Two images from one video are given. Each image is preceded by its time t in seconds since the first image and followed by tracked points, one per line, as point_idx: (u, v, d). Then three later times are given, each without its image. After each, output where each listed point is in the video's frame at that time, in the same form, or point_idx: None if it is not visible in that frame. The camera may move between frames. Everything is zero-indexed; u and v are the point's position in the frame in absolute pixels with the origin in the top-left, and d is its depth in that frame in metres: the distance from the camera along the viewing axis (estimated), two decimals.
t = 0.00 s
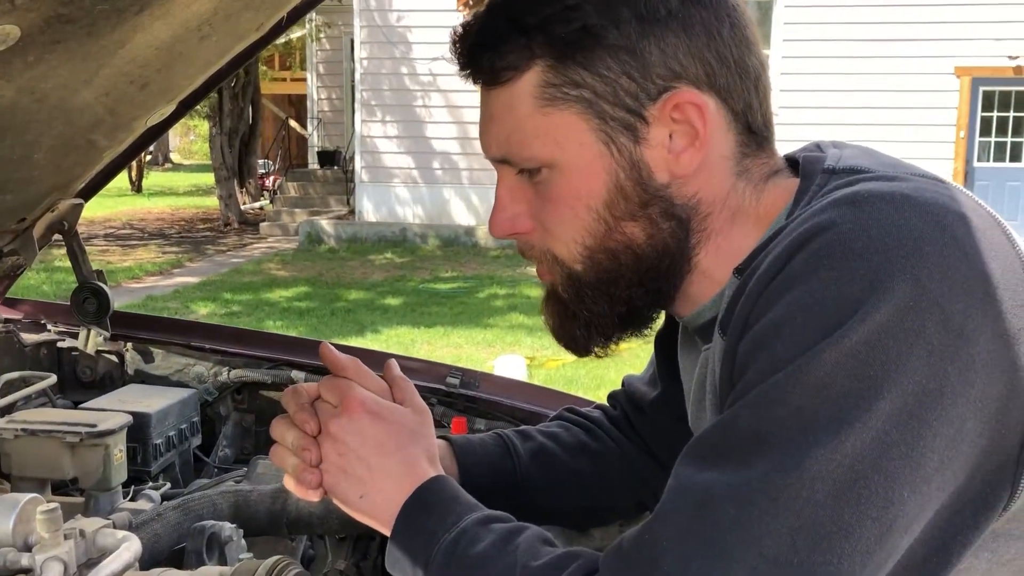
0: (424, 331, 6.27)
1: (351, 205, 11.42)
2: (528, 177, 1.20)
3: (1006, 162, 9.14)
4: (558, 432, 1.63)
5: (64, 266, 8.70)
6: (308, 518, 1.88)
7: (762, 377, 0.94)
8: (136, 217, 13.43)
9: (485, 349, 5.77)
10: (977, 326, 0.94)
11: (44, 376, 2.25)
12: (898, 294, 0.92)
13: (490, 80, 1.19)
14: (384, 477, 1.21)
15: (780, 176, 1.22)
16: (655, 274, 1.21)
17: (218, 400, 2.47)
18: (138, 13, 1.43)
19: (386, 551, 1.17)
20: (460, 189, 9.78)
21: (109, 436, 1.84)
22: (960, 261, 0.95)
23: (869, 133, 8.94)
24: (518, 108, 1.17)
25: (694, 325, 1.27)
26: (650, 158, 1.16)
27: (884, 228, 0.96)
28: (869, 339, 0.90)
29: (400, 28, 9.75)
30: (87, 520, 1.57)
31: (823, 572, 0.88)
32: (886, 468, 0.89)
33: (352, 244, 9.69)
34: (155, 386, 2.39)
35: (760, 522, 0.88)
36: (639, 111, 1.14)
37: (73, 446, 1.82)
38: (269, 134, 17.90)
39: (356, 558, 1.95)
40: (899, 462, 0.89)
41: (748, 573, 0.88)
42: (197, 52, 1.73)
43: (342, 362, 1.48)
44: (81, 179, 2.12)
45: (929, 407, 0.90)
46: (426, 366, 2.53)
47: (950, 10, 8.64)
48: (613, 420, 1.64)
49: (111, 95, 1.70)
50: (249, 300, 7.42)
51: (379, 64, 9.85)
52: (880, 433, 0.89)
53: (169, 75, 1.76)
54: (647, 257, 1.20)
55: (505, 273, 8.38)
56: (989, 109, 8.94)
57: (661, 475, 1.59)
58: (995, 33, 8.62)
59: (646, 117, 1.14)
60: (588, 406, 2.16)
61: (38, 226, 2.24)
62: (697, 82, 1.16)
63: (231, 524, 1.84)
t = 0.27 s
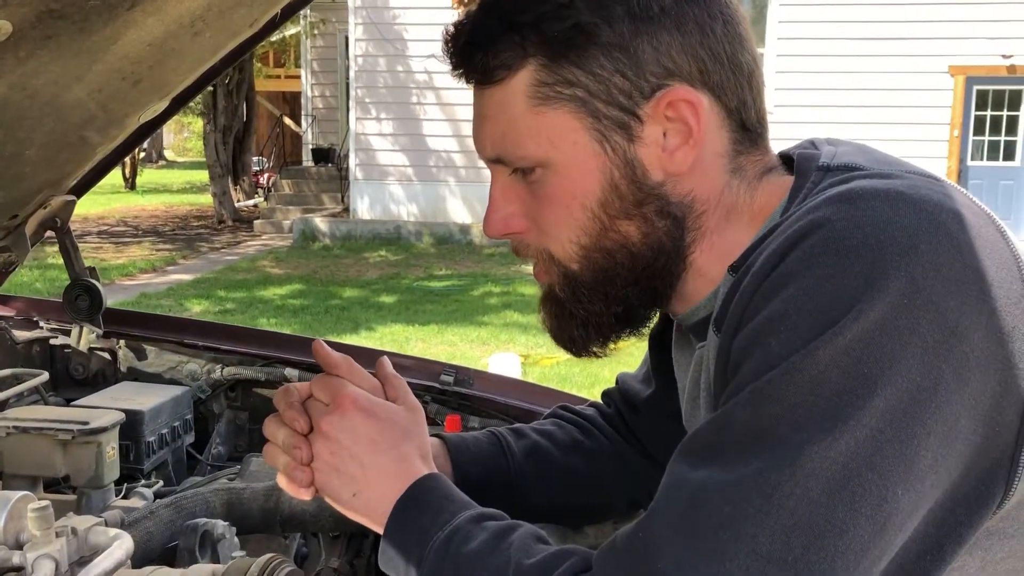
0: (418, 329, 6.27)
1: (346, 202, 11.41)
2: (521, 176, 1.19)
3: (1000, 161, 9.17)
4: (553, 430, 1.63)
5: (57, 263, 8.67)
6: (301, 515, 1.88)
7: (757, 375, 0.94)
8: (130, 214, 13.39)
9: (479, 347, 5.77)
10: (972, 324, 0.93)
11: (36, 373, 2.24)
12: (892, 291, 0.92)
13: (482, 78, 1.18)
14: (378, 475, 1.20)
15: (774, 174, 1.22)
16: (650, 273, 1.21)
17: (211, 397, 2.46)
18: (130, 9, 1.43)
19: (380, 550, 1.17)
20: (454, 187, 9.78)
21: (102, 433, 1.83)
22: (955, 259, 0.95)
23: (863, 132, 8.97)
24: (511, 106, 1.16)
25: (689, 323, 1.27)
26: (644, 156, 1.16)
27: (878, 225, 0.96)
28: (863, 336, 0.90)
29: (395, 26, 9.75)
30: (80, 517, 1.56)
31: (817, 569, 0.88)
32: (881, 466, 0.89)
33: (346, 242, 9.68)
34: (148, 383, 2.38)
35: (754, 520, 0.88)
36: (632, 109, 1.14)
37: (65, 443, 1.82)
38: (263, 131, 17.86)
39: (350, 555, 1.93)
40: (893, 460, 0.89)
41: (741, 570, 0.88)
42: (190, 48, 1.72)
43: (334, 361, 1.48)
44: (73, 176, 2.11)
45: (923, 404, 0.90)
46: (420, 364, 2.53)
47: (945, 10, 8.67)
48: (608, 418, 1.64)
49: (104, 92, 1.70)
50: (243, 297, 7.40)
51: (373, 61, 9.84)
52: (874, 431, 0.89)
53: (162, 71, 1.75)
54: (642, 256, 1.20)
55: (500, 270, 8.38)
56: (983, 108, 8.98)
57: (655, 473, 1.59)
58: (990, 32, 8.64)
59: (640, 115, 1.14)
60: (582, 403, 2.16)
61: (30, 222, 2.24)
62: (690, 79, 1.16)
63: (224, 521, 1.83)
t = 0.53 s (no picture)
0: (415, 326, 6.26)
1: (342, 199, 11.40)
2: (516, 169, 1.19)
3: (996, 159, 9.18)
4: (550, 427, 1.63)
5: (52, 259, 8.65)
6: (296, 512, 1.87)
7: (755, 370, 0.94)
8: (126, 210, 13.36)
9: (476, 344, 5.77)
10: (971, 320, 0.93)
11: (30, 368, 2.23)
12: (891, 287, 0.91)
13: (479, 70, 1.18)
14: (372, 470, 1.20)
15: (772, 170, 1.21)
16: (647, 268, 1.21)
17: (207, 393, 2.45)
18: (125, 3, 1.43)
19: (375, 546, 1.16)
20: (451, 184, 9.77)
21: (97, 429, 1.82)
22: (954, 254, 0.95)
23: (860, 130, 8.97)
24: (507, 98, 1.15)
25: (686, 320, 1.26)
26: (640, 150, 1.15)
27: (877, 221, 0.96)
28: (862, 332, 0.90)
29: (392, 22, 9.73)
30: (74, 513, 1.55)
31: (815, 566, 0.87)
32: (879, 462, 0.88)
33: (343, 238, 9.67)
34: (143, 379, 2.37)
35: (752, 516, 0.88)
36: (629, 103, 1.13)
37: (59, 438, 1.81)
38: (259, 128, 17.83)
39: (345, 552, 1.93)
40: (891, 457, 0.89)
41: (739, 567, 0.87)
42: (186, 43, 1.71)
43: (331, 355, 1.47)
44: (68, 170, 2.10)
45: (922, 401, 0.90)
46: (416, 360, 2.52)
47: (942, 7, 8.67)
48: (604, 414, 1.63)
49: (99, 86, 1.69)
50: (239, 294, 7.39)
51: (371, 58, 9.82)
52: (872, 427, 0.88)
53: (157, 66, 1.74)
54: (638, 251, 1.19)
55: (496, 267, 8.38)
56: (980, 106, 8.98)
57: (652, 470, 1.59)
58: (987, 30, 8.65)
59: (637, 109, 1.14)
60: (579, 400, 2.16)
61: (25, 217, 2.23)
62: (687, 73, 1.15)
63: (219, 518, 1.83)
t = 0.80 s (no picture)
0: (413, 325, 6.26)
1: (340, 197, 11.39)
2: (514, 162, 1.19)
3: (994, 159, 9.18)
4: (548, 425, 1.63)
5: (50, 257, 8.65)
6: (295, 509, 1.87)
7: (752, 367, 0.94)
8: (124, 208, 13.34)
9: (473, 343, 5.77)
10: (967, 319, 0.94)
11: (28, 366, 2.23)
12: (889, 284, 0.92)
13: (479, 64, 1.18)
14: (369, 466, 1.20)
15: (769, 168, 1.22)
16: (642, 265, 1.21)
17: (205, 391, 2.46)
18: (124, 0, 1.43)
19: (373, 541, 1.17)
20: (450, 183, 9.77)
21: (95, 426, 1.82)
22: (951, 252, 0.95)
23: (859, 130, 8.97)
24: (506, 92, 1.16)
25: (684, 318, 1.27)
26: (638, 147, 1.16)
27: (875, 219, 0.96)
28: (859, 330, 0.90)
29: (391, 21, 9.72)
30: (72, 510, 1.55)
31: (812, 563, 0.88)
32: (876, 459, 0.89)
33: (341, 237, 9.66)
34: (141, 377, 2.37)
35: (748, 513, 0.88)
36: (627, 100, 1.13)
37: (57, 436, 1.81)
38: (257, 126, 17.81)
39: (343, 550, 1.92)
40: (888, 454, 0.89)
41: (736, 564, 0.88)
42: (185, 41, 1.71)
43: (329, 352, 1.47)
44: (66, 168, 2.10)
45: (918, 398, 0.90)
46: (415, 358, 2.52)
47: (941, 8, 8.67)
48: (603, 412, 1.64)
49: (98, 83, 1.69)
50: (236, 292, 7.38)
51: (369, 56, 9.81)
52: (869, 425, 0.89)
53: (156, 63, 1.74)
54: (634, 247, 1.20)
55: (494, 266, 8.37)
56: (978, 107, 8.98)
57: (650, 468, 1.59)
58: (985, 30, 8.65)
59: (635, 106, 1.14)
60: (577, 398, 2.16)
61: (23, 215, 2.23)
62: (686, 72, 1.16)
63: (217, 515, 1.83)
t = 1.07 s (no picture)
0: (411, 327, 6.26)
1: (339, 200, 11.40)
2: (515, 170, 1.19)
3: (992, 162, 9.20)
4: (546, 427, 1.63)
5: (48, 259, 8.64)
6: (291, 511, 1.88)
7: (747, 369, 0.95)
8: (122, 210, 13.33)
9: (471, 345, 5.77)
10: (961, 321, 0.94)
11: (26, 368, 2.23)
12: (882, 287, 0.92)
13: (479, 72, 1.18)
14: (366, 469, 1.20)
15: (767, 173, 1.22)
16: (643, 270, 1.21)
17: (202, 393, 2.46)
18: (122, 3, 1.43)
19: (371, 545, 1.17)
20: (448, 185, 9.77)
21: (92, 428, 1.83)
22: (944, 254, 0.95)
23: (856, 133, 8.98)
24: (506, 99, 1.16)
25: (681, 321, 1.28)
26: (637, 154, 1.16)
27: (868, 221, 0.96)
28: (852, 333, 0.90)
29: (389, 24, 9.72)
30: (69, 512, 1.55)
31: (807, 565, 0.88)
32: (870, 461, 0.89)
33: (339, 239, 9.67)
34: (139, 378, 2.37)
35: (743, 515, 0.88)
36: (626, 107, 1.14)
37: (55, 438, 1.81)
38: (256, 128, 17.80)
39: (340, 552, 1.94)
40: (883, 456, 0.89)
41: (732, 566, 0.88)
42: (184, 43, 1.71)
43: (326, 355, 1.47)
44: (64, 169, 2.10)
45: (913, 400, 0.91)
46: (413, 361, 2.52)
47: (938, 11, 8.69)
48: (600, 414, 1.64)
49: (96, 85, 1.69)
50: (234, 294, 7.38)
51: (368, 59, 9.81)
52: (863, 427, 0.89)
53: (155, 65, 1.74)
54: (633, 253, 1.20)
55: (492, 269, 8.38)
56: (975, 110, 9.00)
57: (647, 470, 1.59)
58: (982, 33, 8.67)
59: (634, 113, 1.14)
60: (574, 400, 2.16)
61: (22, 216, 2.23)
62: (685, 78, 1.16)
63: (214, 517, 1.83)
